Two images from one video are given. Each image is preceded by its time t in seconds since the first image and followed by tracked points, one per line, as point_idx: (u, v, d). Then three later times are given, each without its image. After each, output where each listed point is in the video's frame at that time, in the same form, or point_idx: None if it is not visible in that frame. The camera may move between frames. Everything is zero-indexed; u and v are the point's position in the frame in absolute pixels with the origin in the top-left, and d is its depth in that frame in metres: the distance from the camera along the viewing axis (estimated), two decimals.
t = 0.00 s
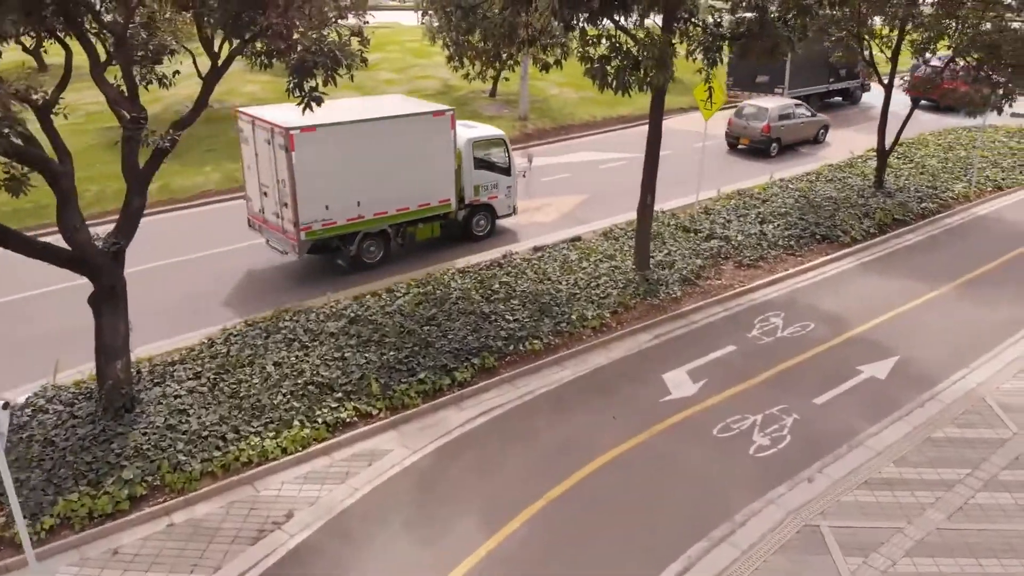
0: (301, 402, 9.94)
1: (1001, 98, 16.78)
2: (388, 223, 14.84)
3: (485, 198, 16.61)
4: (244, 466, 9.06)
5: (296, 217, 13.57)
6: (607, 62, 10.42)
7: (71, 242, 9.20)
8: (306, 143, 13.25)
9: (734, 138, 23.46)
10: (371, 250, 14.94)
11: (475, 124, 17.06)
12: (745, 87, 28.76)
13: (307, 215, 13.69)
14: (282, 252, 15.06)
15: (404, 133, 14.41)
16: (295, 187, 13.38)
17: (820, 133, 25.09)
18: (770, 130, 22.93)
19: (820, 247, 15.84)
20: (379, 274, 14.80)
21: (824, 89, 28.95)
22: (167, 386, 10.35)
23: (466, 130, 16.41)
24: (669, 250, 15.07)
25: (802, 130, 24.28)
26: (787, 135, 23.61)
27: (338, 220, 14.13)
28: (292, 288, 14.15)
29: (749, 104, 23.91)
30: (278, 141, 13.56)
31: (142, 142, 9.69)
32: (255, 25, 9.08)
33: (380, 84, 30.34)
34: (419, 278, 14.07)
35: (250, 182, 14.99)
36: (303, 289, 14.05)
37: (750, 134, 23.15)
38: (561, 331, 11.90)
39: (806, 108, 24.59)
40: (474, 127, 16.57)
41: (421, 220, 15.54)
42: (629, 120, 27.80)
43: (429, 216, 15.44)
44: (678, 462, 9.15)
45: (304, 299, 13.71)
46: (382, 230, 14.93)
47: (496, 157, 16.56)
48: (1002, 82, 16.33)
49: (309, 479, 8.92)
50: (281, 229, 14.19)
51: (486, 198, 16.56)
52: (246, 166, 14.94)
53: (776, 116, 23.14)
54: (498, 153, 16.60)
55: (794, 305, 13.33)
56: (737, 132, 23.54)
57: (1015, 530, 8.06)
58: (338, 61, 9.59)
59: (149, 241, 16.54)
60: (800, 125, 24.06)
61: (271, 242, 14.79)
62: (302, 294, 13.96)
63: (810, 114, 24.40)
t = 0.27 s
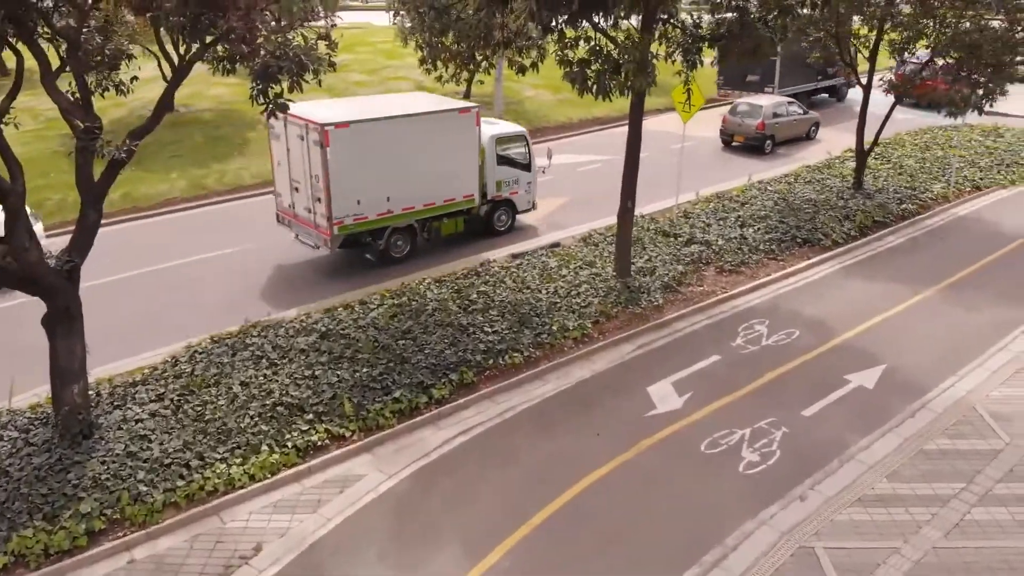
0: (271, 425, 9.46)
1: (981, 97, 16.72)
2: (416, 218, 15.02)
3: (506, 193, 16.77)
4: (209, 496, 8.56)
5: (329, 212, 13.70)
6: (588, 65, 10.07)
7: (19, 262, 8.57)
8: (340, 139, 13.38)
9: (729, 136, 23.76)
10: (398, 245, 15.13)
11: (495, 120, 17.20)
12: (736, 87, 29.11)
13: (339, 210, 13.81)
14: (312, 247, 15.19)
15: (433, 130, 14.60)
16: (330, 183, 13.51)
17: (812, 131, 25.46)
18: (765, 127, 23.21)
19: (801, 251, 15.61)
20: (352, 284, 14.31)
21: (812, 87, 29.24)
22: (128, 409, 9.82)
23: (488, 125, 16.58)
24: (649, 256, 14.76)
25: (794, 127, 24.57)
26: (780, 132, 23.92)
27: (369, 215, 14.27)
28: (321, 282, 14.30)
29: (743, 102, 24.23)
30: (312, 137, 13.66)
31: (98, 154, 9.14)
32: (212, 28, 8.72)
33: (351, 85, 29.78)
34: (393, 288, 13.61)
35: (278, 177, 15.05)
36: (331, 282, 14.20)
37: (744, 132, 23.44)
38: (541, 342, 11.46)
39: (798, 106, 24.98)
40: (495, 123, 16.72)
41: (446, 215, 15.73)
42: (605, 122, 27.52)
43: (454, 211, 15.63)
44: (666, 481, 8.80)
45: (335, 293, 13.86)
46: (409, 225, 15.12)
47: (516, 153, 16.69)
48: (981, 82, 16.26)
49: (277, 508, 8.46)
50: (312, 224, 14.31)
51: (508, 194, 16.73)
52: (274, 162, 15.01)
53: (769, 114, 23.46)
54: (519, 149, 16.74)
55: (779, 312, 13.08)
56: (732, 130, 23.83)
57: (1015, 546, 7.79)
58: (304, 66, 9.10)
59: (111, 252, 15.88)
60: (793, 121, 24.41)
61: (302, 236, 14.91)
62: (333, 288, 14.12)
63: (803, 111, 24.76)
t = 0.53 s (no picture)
0: (235, 450, 8.97)
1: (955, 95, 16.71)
2: (436, 213, 15.29)
3: (521, 188, 17.08)
4: (170, 528, 8.05)
5: (355, 208, 13.95)
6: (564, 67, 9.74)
7: None
8: (366, 137, 13.60)
9: (719, 131, 24.32)
10: (418, 240, 15.38)
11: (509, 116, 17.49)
12: (721, 84, 29.43)
13: (364, 207, 14.05)
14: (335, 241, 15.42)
15: (454, 127, 14.83)
16: (357, 180, 13.73)
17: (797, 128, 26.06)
18: (753, 122, 23.76)
19: (777, 254, 15.43)
20: (320, 295, 13.82)
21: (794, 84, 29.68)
22: (83, 436, 9.26)
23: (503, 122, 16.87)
24: (625, 262, 14.46)
25: (780, 124, 25.13)
26: (768, 128, 24.49)
27: (392, 211, 14.53)
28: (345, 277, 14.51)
29: (731, 99, 24.81)
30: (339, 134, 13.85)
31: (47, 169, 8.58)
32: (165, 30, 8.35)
33: (317, 87, 29.18)
34: (363, 300, 13.16)
35: (301, 173, 15.21)
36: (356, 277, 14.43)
37: (733, 128, 24.02)
38: (518, 353, 11.08)
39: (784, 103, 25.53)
40: (510, 120, 17.00)
41: (465, 211, 16.01)
42: (577, 123, 27.27)
43: (473, 207, 15.91)
44: (651, 501, 8.48)
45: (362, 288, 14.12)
46: (431, 220, 15.37)
47: (531, 149, 16.99)
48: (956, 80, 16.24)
49: (243, 541, 7.99)
50: (338, 220, 14.55)
51: (522, 189, 17.05)
52: (296, 159, 15.17)
53: (758, 110, 24.00)
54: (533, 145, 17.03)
55: (759, 317, 12.87)
56: (721, 125, 24.40)
57: (1009, 561, 7.58)
58: (264, 72, 8.63)
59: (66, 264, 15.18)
60: (779, 118, 25.00)
61: (325, 232, 15.13)
62: (359, 283, 14.38)
63: (789, 108, 25.34)
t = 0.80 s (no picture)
0: (196, 478, 8.50)
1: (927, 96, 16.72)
2: (452, 207, 15.75)
3: (529, 183, 17.59)
4: (127, 565, 7.57)
5: (377, 202, 14.39)
6: (537, 72, 9.42)
7: None
8: (388, 132, 14.09)
9: (704, 126, 25.04)
10: (434, 233, 15.81)
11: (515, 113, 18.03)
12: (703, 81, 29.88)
13: (386, 200, 14.51)
14: (353, 235, 15.82)
15: (469, 123, 15.38)
16: (378, 174, 14.18)
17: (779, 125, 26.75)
18: (739, 118, 24.43)
19: (753, 258, 15.26)
20: (286, 307, 13.32)
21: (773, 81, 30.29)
22: (33, 464, 8.70)
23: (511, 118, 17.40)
24: (601, 268, 14.17)
25: (762, 119, 25.73)
26: (753, 124, 25.18)
27: (411, 205, 14.99)
28: (366, 269, 14.92)
29: (716, 95, 25.46)
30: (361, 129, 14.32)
31: None
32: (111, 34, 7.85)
33: (282, 90, 28.56)
34: (330, 312, 12.71)
35: (320, 168, 15.62)
36: (377, 269, 14.85)
37: (719, 123, 24.75)
38: (492, 366, 10.71)
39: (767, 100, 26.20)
40: (516, 116, 17.55)
41: (477, 205, 16.46)
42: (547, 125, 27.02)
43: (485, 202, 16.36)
44: (634, 521, 8.17)
45: (383, 281, 14.53)
46: (446, 214, 15.82)
47: (538, 145, 17.51)
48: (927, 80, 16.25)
49: None
50: (357, 214, 14.98)
51: (531, 183, 17.55)
52: (314, 155, 15.59)
53: (743, 106, 24.67)
54: (541, 140, 17.56)
55: (737, 323, 12.65)
56: (707, 120, 25.12)
57: None
58: (220, 80, 8.21)
59: None
60: (763, 115, 25.70)
61: (344, 226, 15.53)
62: (380, 275, 14.79)
63: (772, 106, 26.04)
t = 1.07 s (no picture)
0: (152, 509, 8.00)
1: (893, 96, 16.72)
2: (461, 201, 16.23)
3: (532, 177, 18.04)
4: None
5: (392, 196, 14.84)
6: (503, 76, 9.10)
7: None
8: (402, 128, 14.57)
9: (684, 123, 25.52)
10: (445, 227, 16.32)
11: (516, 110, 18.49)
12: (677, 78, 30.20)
13: (400, 195, 14.98)
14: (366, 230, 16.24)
15: (477, 121, 15.92)
16: (393, 169, 14.64)
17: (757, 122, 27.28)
18: (718, 115, 24.93)
19: (723, 261, 15.11)
20: (263, 317, 13.05)
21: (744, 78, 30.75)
22: None
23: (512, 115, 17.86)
24: (571, 274, 13.87)
25: (739, 116, 26.13)
26: (733, 121, 25.68)
27: (423, 199, 15.47)
28: (381, 262, 15.42)
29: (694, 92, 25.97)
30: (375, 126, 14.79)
31: None
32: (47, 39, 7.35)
33: (239, 93, 27.85)
34: (292, 327, 12.24)
35: (333, 165, 16.04)
36: (391, 262, 15.35)
37: (699, 120, 25.27)
38: (462, 381, 10.35)
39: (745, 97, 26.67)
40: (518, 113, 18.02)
41: (483, 199, 16.95)
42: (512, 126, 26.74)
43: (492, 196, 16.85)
44: (615, 540, 7.88)
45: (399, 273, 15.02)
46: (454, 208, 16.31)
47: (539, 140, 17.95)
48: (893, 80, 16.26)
49: None
50: (371, 209, 15.42)
51: (533, 177, 17.99)
52: (326, 152, 16.01)
53: (723, 103, 25.16)
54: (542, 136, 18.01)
55: (710, 329, 12.44)
56: (687, 117, 25.60)
57: None
58: (167, 89, 7.79)
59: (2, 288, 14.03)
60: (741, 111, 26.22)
61: (357, 221, 15.95)
62: (396, 267, 15.29)
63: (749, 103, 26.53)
